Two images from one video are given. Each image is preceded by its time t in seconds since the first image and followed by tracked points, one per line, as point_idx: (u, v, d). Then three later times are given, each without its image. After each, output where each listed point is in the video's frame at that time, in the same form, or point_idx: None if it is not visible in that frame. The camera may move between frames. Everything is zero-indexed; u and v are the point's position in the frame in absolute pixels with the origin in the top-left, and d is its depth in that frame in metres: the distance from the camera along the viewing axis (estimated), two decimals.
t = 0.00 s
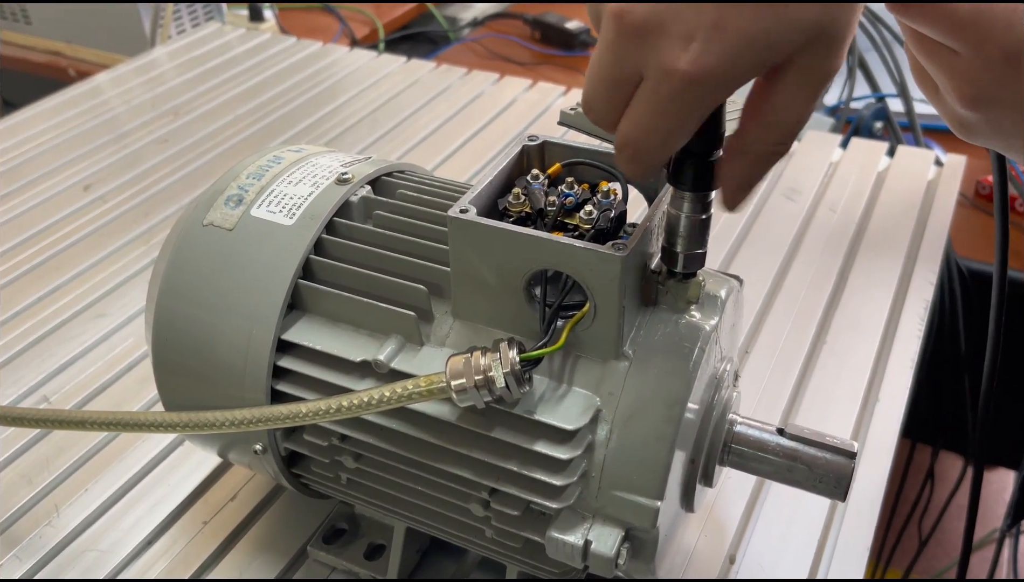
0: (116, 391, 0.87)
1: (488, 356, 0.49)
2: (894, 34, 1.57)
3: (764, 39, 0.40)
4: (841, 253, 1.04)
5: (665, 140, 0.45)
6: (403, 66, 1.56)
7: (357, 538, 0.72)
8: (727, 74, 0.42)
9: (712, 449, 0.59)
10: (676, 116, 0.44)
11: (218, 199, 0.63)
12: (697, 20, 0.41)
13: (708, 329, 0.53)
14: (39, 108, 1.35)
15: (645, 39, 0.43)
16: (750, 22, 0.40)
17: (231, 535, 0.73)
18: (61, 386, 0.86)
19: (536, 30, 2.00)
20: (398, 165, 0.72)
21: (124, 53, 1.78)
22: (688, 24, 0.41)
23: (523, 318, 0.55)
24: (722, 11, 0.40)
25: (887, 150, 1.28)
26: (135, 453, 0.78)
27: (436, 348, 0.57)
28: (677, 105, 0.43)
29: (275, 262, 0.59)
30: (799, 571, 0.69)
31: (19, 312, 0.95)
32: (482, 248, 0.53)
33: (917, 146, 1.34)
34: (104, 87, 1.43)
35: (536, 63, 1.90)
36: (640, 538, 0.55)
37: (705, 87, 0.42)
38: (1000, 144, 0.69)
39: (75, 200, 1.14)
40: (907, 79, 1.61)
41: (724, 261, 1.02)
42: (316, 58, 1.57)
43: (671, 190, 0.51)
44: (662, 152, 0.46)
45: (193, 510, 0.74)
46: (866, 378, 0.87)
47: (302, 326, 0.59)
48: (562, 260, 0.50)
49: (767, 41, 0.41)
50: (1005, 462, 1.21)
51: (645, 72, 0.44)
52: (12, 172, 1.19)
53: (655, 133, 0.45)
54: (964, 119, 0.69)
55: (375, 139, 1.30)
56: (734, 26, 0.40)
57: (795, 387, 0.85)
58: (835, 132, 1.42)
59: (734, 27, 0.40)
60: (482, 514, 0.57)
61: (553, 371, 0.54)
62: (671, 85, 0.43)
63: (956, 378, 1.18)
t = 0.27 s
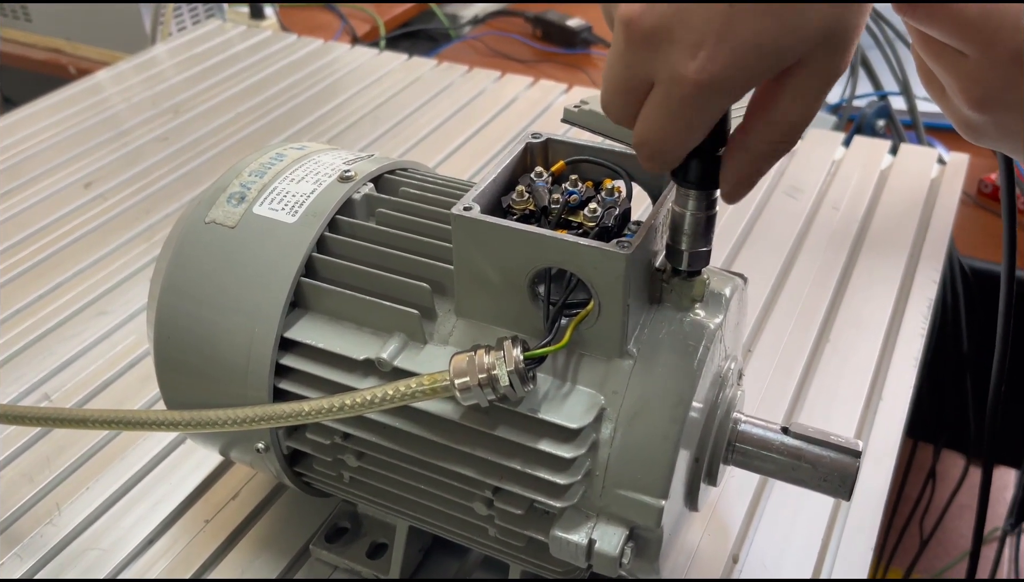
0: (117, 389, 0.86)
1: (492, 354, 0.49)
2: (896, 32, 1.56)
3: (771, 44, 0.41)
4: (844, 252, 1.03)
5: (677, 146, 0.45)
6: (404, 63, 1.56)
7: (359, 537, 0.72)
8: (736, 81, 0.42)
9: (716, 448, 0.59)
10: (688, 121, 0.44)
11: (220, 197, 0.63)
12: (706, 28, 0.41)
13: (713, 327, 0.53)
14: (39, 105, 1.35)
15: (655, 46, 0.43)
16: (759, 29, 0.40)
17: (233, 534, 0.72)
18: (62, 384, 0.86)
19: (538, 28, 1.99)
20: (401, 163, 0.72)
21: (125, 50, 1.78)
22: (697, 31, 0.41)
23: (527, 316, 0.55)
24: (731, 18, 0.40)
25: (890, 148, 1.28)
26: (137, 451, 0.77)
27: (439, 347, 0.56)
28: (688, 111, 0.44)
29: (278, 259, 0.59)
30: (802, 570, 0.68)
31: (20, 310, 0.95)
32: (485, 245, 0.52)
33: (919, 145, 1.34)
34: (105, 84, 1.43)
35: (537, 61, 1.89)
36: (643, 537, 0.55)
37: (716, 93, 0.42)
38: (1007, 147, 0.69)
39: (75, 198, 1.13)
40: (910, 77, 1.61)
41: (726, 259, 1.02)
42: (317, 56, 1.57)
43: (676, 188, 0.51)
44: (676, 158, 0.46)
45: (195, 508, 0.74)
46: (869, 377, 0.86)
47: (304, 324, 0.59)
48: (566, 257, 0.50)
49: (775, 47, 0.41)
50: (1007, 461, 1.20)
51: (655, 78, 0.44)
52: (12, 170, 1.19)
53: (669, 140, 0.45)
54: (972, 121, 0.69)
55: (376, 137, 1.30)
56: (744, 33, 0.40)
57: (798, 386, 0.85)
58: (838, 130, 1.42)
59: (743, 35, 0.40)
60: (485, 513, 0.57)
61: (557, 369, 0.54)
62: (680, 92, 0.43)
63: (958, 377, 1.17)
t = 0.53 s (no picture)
0: (119, 389, 0.86)
1: (496, 356, 0.49)
2: (898, 31, 1.56)
3: (764, 51, 0.40)
4: (846, 252, 1.03)
5: (676, 147, 0.45)
6: (405, 62, 1.55)
7: (360, 538, 0.72)
8: (729, 87, 0.41)
9: (719, 450, 0.59)
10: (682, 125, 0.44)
11: (222, 197, 0.63)
12: (698, 34, 0.40)
13: (717, 329, 0.53)
14: (39, 104, 1.34)
15: (647, 51, 0.42)
16: (753, 35, 0.39)
17: (235, 534, 0.72)
18: (63, 384, 0.86)
19: (539, 27, 1.99)
20: (403, 163, 0.71)
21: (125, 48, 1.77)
22: (690, 37, 0.40)
23: (531, 318, 0.55)
24: (724, 23, 0.39)
25: (891, 148, 1.28)
26: (138, 451, 0.77)
27: (442, 348, 0.56)
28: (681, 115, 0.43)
29: (281, 260, 0.59)
30: (804, 572, 0.68)
31: (21, 309, 0.95)
32: (489, 247, 0.52)
33: (921, 145, 1.34)
34: (105, 83, 1.42)
35: (538, 60, 1.89)
36: (646, 539, 0.55)
37: (709, 98, 0.42)
38: (1010, 148, 0.69)
39: (76, 197, 1.13)
40: (911, 77, 1.61)
41: (728, 260, 1.01)
42: (318, 54, 1.57)
43: (681, 190, 0.51)
44: (671, 160, 0.46)
45: (196, 509, 0.74)
46: (871, 378, 0.86)
47: (307, 325, 0.59)
48: (570, 260, 0.50)
49: (768, 52, 0.40)
50: (1008, 461, 1.20)
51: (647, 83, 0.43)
52: (13, 169, 1.18)
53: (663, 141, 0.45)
54: (976, 122, 0.69)
55: (376, 136, 1.29)
56: (737, 40, 0.39)
57: (800, 387, 0.85)
58: (839, 130, 1.42)
59: (736, 40, 0.39)
60: (488, 515, 0.57)
61: (561, 371, 0.54)
62: (675, 97, 0.42)
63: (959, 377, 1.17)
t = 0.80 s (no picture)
0: (118, 388, 0.86)
1: (496, 355, 0.49)
2: (898, 30, 1.56)
3: (750, 54, 0.40)
4: (846, 251, 1.03)
5: (671, 146, 0.45)
6: (405, 61, 1.55)
7: (360, 537, 0.72)
8: (721, 89, 0.41)
9: (719, 448, 0.59)
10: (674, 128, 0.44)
11: (222, 195, 0.63)
12: (686, 37, 0.40)
13: (717, 328, 0.53)
14: (38, 102, 1.34)
15: (639, 54, 0.42)
16: (739, 38, 0.39)
17: (234, 532, 0.72)
18: (62, 382, 0.86)
19: (539, 25, 1.98)
20: (403, 161, 0.71)
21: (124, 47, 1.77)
22: (679, 40, 0.40)
23: (531, 317, 0.55)
24: (712, 25, 0.39)
25: (892, 147, 1.27)
26: (138, 450, 0.77)
27: (442, 347, 0.56)
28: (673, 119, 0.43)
29: (280, 259, 0.59)
30: (804, 571, 0.68)
31: (20, 307, 0.94)
32: (489, 245, 0.52)
33: (921, 144, 1.34)
34: (104, 81, 1.42)
35: (538, 58, 1.89)
36: (646, 538, 0.54)
37: (701, 100, 0.42)
38: (1011, 149, 0.69)
39: (75, 195, 1.13)
40: (912, 76, 1.60)
41: (728, 258, 1.01)
42: (317, 53, 1.56)
43: (681, 189, 0.50)
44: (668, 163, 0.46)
45: (195, 508, 0.74)
46: (871, 377, 0.86)
47: (307, 323, 0.59)
48: (570, 258, 0.49)
49: (755, 56, 0.40)
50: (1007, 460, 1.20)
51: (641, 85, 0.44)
52: (12, 167, 1.18)
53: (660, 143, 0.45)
54: (976, 123, 0.68)
55: (376, 134, 1.29)
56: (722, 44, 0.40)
57: (800, 385, 0.85)
58: (839, 129, 1.42)
59: (721, 44, 0.40)
60: (488, 514, 0.57)
61: (561, 370, 0.54)
62: (665, 100, 0.43)
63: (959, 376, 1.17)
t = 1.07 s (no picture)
0: (117, 386, 0.86)
1: (496, 353, 0.49)
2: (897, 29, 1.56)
3: (762, 51, 0.40)
4: (845, 250, 1.03)
5: (672, 148, 0.45)
6: (404, 59, 1.55)
7: (359, 535, 0.72)
8: (729, 89, 0.41)
9: (719, 447, 0.59)
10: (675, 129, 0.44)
11: (221, 194, 0.63)
12: (696, 33, 0.40)
13: (718, 326, 0.53)
14: (38, 101, 1.34)
15: (645, 56, 0.42)
16: (751, 35, 0.39)
17: (234, 531, 0.72)
18: (62, 381, 0.86)
19: (538, 24, 1.98)
20: (403, 159, 0.71)
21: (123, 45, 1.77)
22: (688, 37, 0.40)
23: (531, 315, 0.55)
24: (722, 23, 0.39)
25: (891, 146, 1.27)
26: (137, 448, 0.77)
27: (441, 345, 0.56)
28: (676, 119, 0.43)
29: (280, 257, 0.59)
30: (804, 569, 0.68)
31: (19, 306, 0.94)
32: (489, 243, 0.52)
33: (921, 142, 1.34)
34: (104, 80, 1.42)
35: (538, 57, 1.89)
36: (646, 536, 0.55)
37: (707, 101, 0.42)
38: (1011, 147, 0.69)
39: (74, 194, 1.13)
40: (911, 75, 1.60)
41: (727, 257, 1.01)
42: (317, 51, 1.56)
43: (682, 187, 0.50)
44: (669, 165, 0.46)
45: (195, 506, 0.74)
46: (870, 375, 0.86)
47: (306, 322, 0.59)
48: (570, 257, 0.49)
49: (766, 55, 0.40)
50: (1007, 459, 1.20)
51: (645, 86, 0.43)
52: (11, 165, 1.18)
53: (659, 148, 0.45)
54: (975, 122, 0.68)
55: (376, 133, 1.29)
56: (734, 40, 0.39)
57: (799, 384, 0.85)
58: (839, 128, 1.42)
59: (733, 42, 0.39)
60: (488, 512, 0.57)
61: (561, 368, 0.54)
62: (673, 100, 0.42)
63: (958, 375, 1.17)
